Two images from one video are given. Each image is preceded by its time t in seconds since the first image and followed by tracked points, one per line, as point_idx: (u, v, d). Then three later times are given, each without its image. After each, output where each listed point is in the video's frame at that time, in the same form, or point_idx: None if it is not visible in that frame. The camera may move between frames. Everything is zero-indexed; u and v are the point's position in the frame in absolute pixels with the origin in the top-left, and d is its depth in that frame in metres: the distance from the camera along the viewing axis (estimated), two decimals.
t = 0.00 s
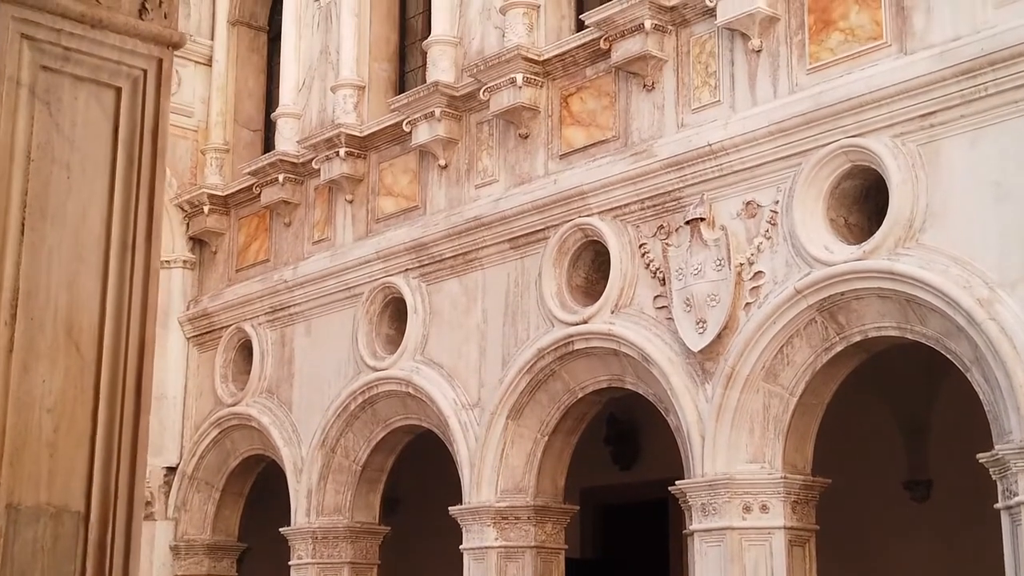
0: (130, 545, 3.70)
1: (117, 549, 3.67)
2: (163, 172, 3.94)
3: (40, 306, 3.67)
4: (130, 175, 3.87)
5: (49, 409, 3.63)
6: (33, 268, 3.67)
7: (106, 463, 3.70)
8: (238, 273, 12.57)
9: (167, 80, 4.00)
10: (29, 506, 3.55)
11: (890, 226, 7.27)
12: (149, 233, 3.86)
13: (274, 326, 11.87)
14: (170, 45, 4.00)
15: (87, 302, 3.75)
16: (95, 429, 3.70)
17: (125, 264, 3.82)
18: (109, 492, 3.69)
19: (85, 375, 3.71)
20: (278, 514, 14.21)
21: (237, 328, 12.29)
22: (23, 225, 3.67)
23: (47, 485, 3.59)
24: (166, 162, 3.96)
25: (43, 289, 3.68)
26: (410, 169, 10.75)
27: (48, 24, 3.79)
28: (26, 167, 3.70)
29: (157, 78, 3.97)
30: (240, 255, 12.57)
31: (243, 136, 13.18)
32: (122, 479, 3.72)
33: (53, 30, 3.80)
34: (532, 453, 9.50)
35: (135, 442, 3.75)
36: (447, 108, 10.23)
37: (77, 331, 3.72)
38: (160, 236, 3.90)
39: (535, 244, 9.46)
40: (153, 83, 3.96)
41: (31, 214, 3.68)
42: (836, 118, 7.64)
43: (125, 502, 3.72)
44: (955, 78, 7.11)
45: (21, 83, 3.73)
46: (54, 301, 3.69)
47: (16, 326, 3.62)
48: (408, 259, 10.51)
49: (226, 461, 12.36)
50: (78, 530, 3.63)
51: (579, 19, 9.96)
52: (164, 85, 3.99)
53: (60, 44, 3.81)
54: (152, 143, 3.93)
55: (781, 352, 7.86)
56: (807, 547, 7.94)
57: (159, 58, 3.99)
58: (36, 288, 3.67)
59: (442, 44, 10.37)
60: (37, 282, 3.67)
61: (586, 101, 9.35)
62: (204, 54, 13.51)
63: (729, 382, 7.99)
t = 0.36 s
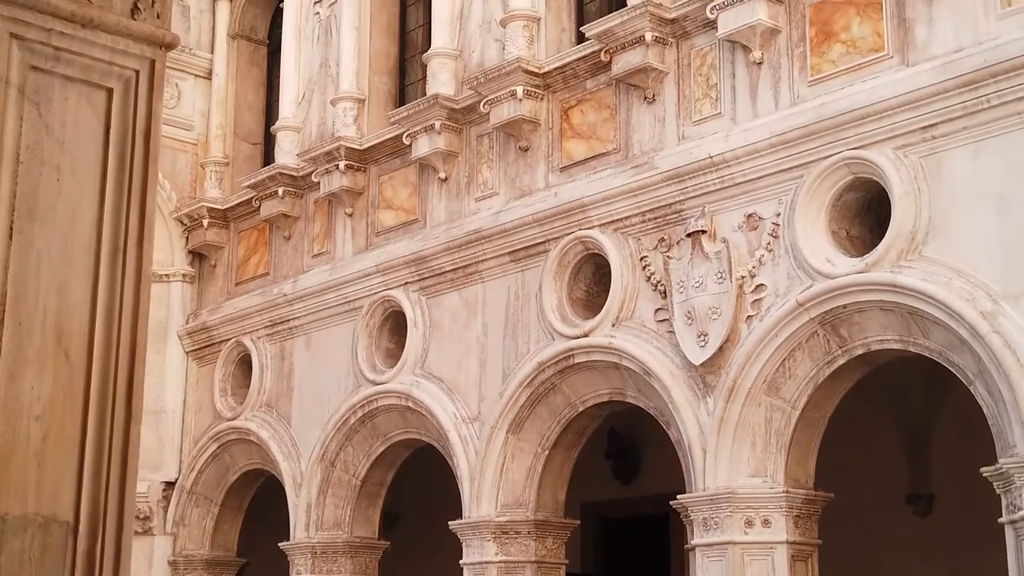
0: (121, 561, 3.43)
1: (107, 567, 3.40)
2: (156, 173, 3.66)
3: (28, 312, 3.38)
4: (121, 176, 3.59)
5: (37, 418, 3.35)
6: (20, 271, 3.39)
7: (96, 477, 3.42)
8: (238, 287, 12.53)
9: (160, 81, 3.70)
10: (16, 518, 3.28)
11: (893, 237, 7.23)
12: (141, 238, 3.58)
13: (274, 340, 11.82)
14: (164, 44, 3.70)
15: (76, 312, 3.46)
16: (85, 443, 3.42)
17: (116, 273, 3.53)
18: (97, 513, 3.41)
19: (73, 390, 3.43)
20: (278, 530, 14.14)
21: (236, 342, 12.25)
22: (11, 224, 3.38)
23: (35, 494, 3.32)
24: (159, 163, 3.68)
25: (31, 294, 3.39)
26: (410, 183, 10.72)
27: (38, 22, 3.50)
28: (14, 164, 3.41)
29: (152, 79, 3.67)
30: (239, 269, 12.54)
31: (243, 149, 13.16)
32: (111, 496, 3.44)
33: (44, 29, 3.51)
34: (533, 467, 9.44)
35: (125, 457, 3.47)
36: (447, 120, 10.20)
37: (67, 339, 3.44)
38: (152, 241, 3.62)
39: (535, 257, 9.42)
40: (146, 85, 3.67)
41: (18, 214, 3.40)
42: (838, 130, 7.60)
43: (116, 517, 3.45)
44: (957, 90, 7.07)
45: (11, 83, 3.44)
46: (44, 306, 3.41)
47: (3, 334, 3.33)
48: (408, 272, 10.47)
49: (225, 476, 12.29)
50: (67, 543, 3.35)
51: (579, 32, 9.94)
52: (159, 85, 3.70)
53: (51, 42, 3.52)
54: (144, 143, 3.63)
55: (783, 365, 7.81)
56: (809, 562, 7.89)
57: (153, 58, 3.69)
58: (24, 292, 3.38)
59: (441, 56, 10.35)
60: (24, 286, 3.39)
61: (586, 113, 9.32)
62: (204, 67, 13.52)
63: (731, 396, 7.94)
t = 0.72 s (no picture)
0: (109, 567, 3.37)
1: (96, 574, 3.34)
2: (148, 173, 3.62)
3: (17, 314, 3.32)
4: (112, 176, 3.54)
5: (25, 421, 3.28)
6: (10, 272, 3.33)
7: (85, 483, 3.37)
8: (237, 300, 12.50)
9: (152, 82, 3.67)
10: (5, 524, 3.21)
11: (895, 249, 7.18)
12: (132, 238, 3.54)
13: (273, 353, 11.78)
14: (156, 44, 3.67)
15: (66, 313, 3.40)
16: (74, 448, 3.36)
17: (107, 274, 3.48)
18: (87, 518, 3.35)
19: (63, 394, 3.36)
20: (277, 545, 14.06)
21: (235, 355, 12.20)
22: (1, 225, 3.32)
23: (24, 500, 3.25)
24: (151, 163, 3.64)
25: (20, 297, 3.33)
26: (410, 195, 10.69)
27: (29, 19, 3.45)
28: (4, 164, 3.35)
29: (143, 78, 3.64)
30: (239, 282, 12.50)
31: (242, 162, 13.13)
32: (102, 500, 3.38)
33: (34, 27, 3.46)
34: (533, 481, 9.39)
35: (117, 462, 3.42)
36: (447, 132, 10.17)
37: (56, 342, 3.37)
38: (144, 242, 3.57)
39: (536, 269, 9.38)
40: (138, 85, 3.63)
41: (8, 215, 3.34)
42: (840, 141, 7.56)
43: (105, 523, 3.38)
44: (959, 101, 7.03)
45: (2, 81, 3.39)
46: (34, 309, 3.35)
47: None
48: (407, 285, 10.43)
49: (224, 490, 12.23)
50: (55, 549, 3.29)
51: (580, 44, 9.90)
52: (150, 85, 3.66)
53: (42, 41, 3.47)
54: (137, 143, 3.60)
55: (785, 378, 7.76)
56: None
57: (145, 57, 3.66)
58: (14, 294, 3.32)
59: (442, 68, 10.32)
60: (14, 288, 3.32)
61: (587, 125, 9.29)
62: (204, 80, 13.50)
63: (732, 409, 7.88)
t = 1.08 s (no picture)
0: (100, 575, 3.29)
1: None
2: (142, 172, 3.56)
3: (7, 315, 3.25)
4: (105, 175, 3.48)
5: (15, 425, 3.22)
6: None
7: (75, 488, 3.29)
8: (236, 312, 12.46)
9: (147, 79, 3.59)
10: None
11: (898, 260, 7.14)
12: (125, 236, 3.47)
13: (273, 366, 11.73)
14: (152, 39, 3.59)
15: (57, 312, 3.34)
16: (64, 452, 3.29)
17: (99, 273, 3.42)
18: (77, 520, 3.29)
19: (53, 396, 3.30)
20: (275, 559, 13.99)
21: (235, 368, 12.15)
22: None
23: (13, 505, 3.19)
24: (145, 163, 3.58)
25: (9, 298, 3.27)
26: (410, 207, 10.65)
27: (21, 15, 3.39)
28: None
29: (138, 76, 3.56)
30: (238, 294, 12.47)
31: (242, 174, 13.10)
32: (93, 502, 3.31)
33: (26, 23, 3.39)
34: (533, 494, 9.33)
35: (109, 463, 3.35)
36: (447, 144, 10.14)
37: (46, 344, 3.31)
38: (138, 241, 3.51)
39: (536, 281, 9.34)
40: (132, 82, 3.56)
41: None
42: (841, 152, 7.53)
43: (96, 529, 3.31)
44: (962, 112, 6.99)
45: None
46: (23, 310, 3.29)
47: None
48: (407, 297, 10.38)
49: (223, 503, 12.16)
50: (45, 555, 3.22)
51: (581, 55, 9.88)
52: (144, 83, 3.59)
53: (34, 37, 3.40)
54: (130, 142, 3.54)
55: (787, 391, 7.71)
56: None
57: (140, 53, 3.58)
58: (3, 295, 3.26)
59: (442, 80, 10.29)
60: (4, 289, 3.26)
61: (588, 136, 9.26)
62: (204, 92, 13.47)
63: (734, 422, 7.83)
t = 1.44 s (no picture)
0: None
1: None
2: (136, 172, 3.37)
3: None
4: (98, 175, 3.29)
5: (4, 432, 3.03)
6: None
7: (65, 498, 3.11)
8: (235, 328, 12.42)
9: (140, 81, 3.42)
10: None
11: (901, 274, 7.09)
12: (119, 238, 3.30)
13: (272, 382, 11.67)
14: (146, 39, 3.41)
15: (48, 314, 3.15)
16: (55, 460, 3.11)
17: (92, 277, 3.23)
18: (66, 535, 3.09)
19: (44, 402, 3.11)
20: None
21: (234, 384, 12.10)
22: None
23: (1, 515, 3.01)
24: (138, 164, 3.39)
25: None
26: (411, 222, 10.61)
27: (13, 12, 3.18)
28: None
29: (131, 77, 3.39)
30: (237, 310, 12.44)
31: (243, 189, 13.07)
32: (83, 517, 3.12)
33: (18, 20, 3.19)
34: (534, 510, 9.27)
35: (100, 476, 3.16)
36: (448, 159, 10.11)
37: (37, 349, 3.12)
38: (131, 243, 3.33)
39: (536, 296, 9.31)
40: (125, 83, 3.38)
41: None
42: (844, 166, 7.49)
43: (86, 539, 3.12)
44: (965, 125, 6.94)
45: None
46: (13, 312, 3.10)
47: None
48: (408, 312, 10.34)
49: (222, 520, 12.09)
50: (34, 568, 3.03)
51: (582, 69, 9.85)
52: (138, 84, 3.41)
53: (27, 34, 3.20)
54: (124, 142, 3.35)
55: (789, 406, 7.66)
56: None
57: (133, 53, 3.40)
58: None
59: (443, 94, 10.26)
60: None
61: (589, 151, 9.23)
62: (204, 107, 13.45)
63: (737, 437, 7.77)
